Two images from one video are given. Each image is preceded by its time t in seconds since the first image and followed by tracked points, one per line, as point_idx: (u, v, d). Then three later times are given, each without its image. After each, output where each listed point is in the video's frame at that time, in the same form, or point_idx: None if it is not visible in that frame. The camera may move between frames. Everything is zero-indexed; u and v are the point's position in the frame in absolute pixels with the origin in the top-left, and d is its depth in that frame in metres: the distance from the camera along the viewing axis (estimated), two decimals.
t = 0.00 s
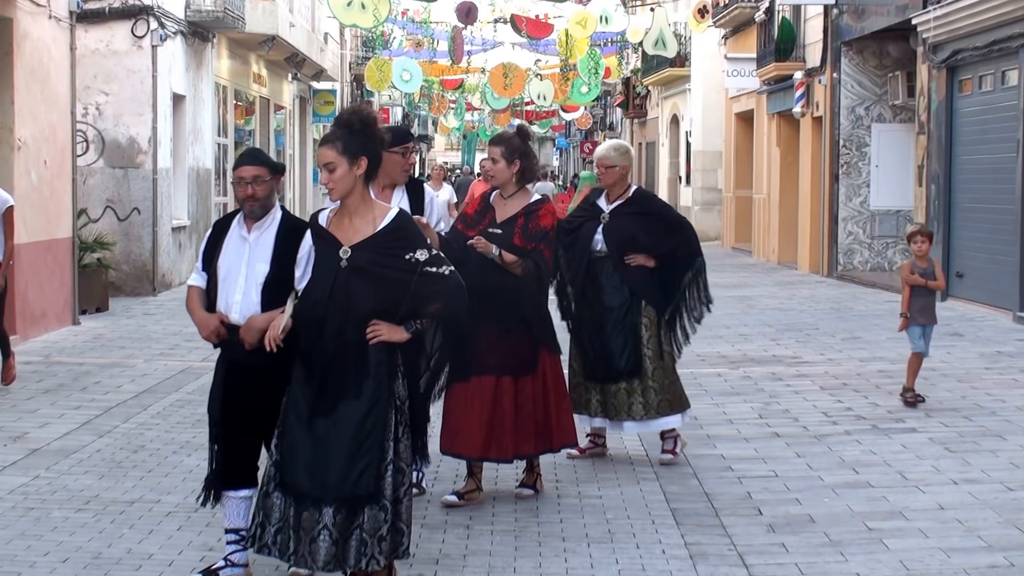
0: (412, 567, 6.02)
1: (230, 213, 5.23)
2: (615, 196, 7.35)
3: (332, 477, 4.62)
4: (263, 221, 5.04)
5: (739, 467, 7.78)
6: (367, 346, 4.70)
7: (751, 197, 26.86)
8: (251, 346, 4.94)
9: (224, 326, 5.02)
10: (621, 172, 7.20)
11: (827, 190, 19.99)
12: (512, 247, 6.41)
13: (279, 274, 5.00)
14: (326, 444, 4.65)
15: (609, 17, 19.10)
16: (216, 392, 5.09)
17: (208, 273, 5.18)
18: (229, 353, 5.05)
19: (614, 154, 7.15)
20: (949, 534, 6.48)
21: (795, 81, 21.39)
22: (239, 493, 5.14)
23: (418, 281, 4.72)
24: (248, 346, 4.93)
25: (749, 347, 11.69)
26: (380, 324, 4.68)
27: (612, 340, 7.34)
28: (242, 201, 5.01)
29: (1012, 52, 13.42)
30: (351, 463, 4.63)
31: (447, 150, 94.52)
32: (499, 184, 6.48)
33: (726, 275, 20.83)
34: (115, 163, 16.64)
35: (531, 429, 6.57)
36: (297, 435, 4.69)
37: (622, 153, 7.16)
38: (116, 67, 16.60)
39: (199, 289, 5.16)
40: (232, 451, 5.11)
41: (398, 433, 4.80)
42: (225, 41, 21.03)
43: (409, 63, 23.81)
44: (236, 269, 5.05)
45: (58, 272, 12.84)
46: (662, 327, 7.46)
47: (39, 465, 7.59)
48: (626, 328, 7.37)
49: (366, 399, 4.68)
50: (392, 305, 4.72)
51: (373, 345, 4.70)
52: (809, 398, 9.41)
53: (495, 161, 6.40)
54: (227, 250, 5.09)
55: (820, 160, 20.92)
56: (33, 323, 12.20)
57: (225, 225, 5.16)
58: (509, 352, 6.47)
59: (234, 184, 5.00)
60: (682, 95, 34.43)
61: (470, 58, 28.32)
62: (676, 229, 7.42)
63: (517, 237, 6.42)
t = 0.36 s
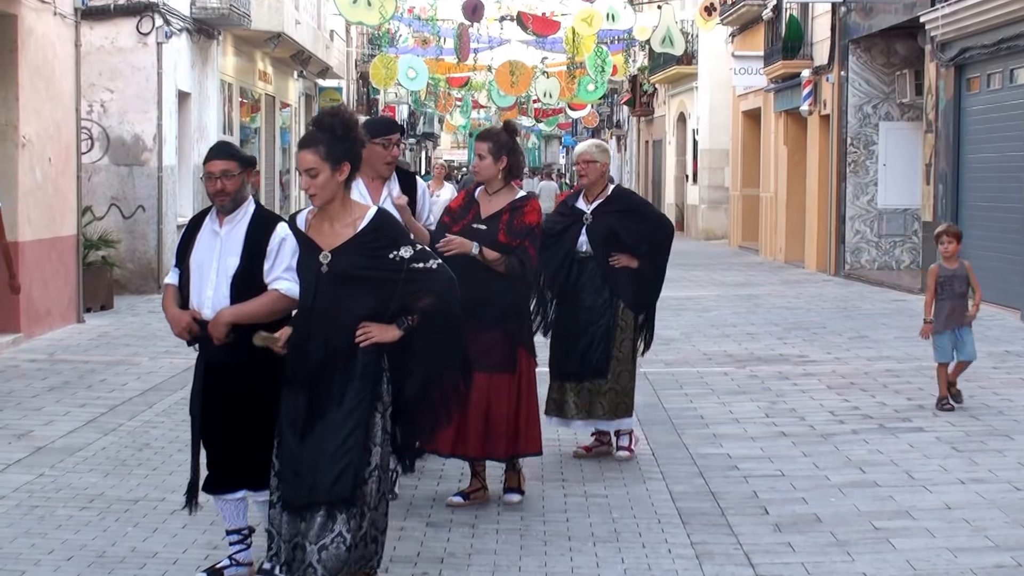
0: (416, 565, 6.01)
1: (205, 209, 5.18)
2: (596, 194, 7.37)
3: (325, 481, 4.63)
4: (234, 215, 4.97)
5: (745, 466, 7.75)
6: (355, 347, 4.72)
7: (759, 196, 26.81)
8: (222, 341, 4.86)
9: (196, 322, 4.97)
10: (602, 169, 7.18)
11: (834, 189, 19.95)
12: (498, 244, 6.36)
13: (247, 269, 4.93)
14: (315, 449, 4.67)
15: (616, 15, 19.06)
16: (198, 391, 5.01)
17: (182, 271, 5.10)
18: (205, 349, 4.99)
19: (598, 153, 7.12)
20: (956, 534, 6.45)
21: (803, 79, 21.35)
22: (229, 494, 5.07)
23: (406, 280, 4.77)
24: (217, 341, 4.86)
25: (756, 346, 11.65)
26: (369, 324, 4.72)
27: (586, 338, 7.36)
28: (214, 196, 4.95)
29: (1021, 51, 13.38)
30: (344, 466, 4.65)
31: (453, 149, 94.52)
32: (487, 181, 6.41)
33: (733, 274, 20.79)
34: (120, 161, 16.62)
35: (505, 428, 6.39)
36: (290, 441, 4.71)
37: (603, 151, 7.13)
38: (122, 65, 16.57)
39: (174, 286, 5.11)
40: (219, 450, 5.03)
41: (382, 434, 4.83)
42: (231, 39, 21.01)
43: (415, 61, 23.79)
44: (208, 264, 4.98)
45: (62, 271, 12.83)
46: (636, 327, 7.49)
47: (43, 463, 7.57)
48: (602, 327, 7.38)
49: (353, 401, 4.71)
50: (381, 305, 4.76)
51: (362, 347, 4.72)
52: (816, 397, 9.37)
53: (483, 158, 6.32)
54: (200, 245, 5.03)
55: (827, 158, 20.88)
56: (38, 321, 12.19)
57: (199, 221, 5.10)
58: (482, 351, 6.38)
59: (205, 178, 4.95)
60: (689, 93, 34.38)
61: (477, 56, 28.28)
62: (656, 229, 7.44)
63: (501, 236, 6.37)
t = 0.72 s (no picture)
0: (425, 563, 5.99)
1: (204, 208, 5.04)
2: (594, 191, 7.33)
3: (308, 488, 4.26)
4: (225, 213, 4.83)
5: (755, 465, 7.72)
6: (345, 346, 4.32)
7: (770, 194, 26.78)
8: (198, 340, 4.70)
9: (180, 319, 4.85)
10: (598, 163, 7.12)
11: (846, 186, 19.91)
12: (503, 249, 6.11)
13: (228, 270, 4.76)
14: (308, 454, 4.29)
15: (628, 12, 19.03)
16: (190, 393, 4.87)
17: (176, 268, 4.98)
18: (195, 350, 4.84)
19: (593, 148, 7.07)
20: (968, 533, 6.42)
21: (815, 76, 21.30)
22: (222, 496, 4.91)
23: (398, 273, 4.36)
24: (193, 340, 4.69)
25: (767, 344, 11.63)
26: (357, 323, 4.31)
27: (593, 338, 7.33)
28: (207, 196, 4.80)
29: None
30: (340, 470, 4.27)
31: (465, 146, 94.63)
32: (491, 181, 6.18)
33: (745, 272, 20.75)
34: (130, 158, 16.63)
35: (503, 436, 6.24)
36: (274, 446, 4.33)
37: (598, 147, 7.09)
38: (133, 62, 16.58)
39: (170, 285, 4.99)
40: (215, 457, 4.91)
41: (383, 437, 4.44)
42: (241, 35, 21.02)
43: (426, 58, 23.80)
44: (196, 261, 4.85)
45: (72, 268, 12.83)
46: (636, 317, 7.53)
47: (53, 460, 7.56)
48: (610, 326, 7.36)
49: (347, 405, 4.31)
50: (373, 299, 4.34)
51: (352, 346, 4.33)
52: (828, 395, 9.35)
53: (488, 157, 6.11)
54: (192, 244, 4.90)
55: (840, 156, 20.84)
56: (48, 318, 12.20)
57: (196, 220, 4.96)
58: (484, 351, 6.24)
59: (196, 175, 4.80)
60: (701, 90, 34.35)
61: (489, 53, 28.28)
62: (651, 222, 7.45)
63: (506, 239, 6.11)
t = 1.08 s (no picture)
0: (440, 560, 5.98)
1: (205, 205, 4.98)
2: (600, 183, 7.28)
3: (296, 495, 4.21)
4: (225, 208, 4.77)
5: (773, 462, 7.69)
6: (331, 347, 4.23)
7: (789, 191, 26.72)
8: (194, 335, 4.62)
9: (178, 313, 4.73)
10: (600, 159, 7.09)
11: (865, 183, 19.85)
12: (523, 243, 6.11)
13: (225, 264, 4.69)
14: (302, 457, 4.23)
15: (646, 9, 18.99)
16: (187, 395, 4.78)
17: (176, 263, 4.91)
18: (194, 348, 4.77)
19: (593, 143, 7.04)
20: (986, 531, 6.39)
21: (834, 73, 21.23)
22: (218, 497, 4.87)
23: (383, 274, 4.21)
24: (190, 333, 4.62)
25: (784, 341, 11.60)
26: (343, 323, 4.20)
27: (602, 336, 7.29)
28: (206, 193, 4.75)
29: None
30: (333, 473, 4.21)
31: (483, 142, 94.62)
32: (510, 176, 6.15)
33: (763, 269, 20.71)
34: (147, 156, 16.63)
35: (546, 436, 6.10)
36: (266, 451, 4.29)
37: (598, 141, 7.05)
38: (149, 58, 16.57)
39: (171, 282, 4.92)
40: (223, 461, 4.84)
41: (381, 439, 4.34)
42: (258, 32, 21.02)
43: (443, 55, 23.80)
44: (196, 256, 4.78)
45: (90, 264, 12.85)
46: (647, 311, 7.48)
47: (70, 456, 7.57)
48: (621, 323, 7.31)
49: (334, 407, 4.23)
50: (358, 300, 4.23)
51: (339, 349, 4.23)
52: (845, 393, 9.31)
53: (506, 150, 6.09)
54: (192, 239, 4.84)
55: (858, 153, 20.80)
56: (66, 314, 12.22)
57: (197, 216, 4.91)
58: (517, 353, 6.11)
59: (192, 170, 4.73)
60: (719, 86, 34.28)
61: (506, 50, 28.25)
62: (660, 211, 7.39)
63: (528, 233, 6.11)
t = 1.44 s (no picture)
0: (464, 556, 5.97)
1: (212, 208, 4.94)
2: (602, 180, 7.26)
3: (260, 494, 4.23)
4: (225, 208, 4.72)
5: (797, 459, 7.66)
6: (297, 350, 4.24)
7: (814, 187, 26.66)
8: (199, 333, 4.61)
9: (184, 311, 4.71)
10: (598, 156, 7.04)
11: (890, 179, 19.80)
12: (550, 242, 6.06)
13: (225, 265, 4.67)
14: (268, 458, 4.24)
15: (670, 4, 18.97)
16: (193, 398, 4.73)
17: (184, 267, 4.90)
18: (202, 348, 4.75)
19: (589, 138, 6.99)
20: (1012, 529, 6.35)
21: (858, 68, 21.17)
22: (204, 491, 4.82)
23: (331, 273, 4.20)
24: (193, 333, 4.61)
25: (809, 337, 11.56)
26: (304, 324, 4.23)
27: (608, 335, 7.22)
28: (204, 193, 4.73)
29: None
30: (296, 474, 4.21)
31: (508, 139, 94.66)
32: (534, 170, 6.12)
33: (788, 265, 20.64)
34: (171, 152, 16.65)
35: (570, 436, 6.10)
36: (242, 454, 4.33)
37: (598, 138, 7.02)
38: (173, 54, 16.65)
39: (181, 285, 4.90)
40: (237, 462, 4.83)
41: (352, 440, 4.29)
42: (282, 28, 21.05)
43: (467, 51, 23.82)
44: (201, 257, 4.77)
45: (114, 260, 12.89)
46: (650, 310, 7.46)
47: (93, 452, 7.57)
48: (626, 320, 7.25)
49: (296, 406, 4.23)
50: (318, 298, 4.22)
51: (304, 349, 4.23)
52: (870, 389, 9.28)
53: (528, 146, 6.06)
54: (198, 241, 4.82)
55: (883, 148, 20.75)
56: (90, 310, 12.24)
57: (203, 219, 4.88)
58: (544, 355, 6.10)
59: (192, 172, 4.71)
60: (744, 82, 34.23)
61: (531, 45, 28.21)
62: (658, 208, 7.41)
63: (552, 232, 6.06)
